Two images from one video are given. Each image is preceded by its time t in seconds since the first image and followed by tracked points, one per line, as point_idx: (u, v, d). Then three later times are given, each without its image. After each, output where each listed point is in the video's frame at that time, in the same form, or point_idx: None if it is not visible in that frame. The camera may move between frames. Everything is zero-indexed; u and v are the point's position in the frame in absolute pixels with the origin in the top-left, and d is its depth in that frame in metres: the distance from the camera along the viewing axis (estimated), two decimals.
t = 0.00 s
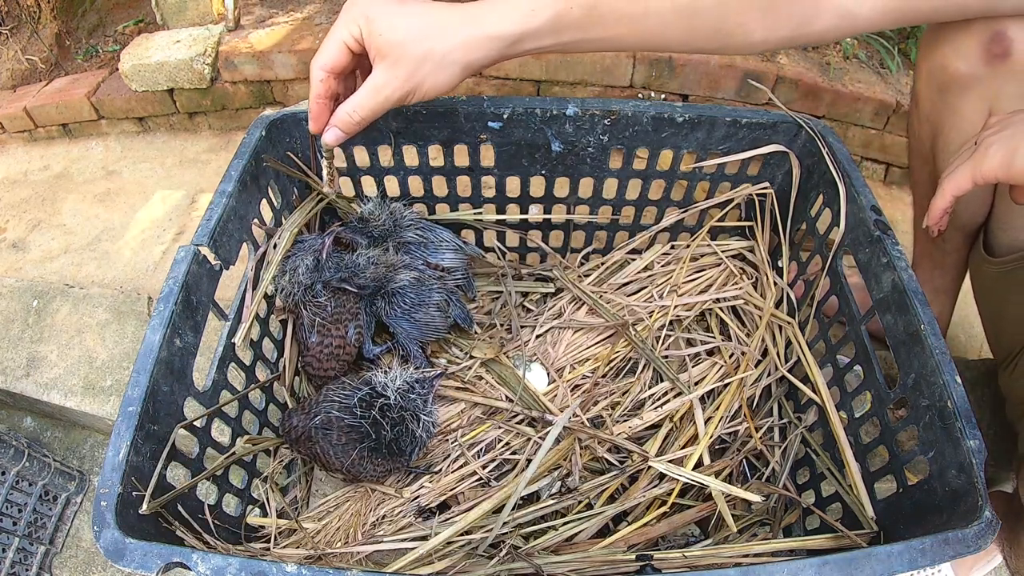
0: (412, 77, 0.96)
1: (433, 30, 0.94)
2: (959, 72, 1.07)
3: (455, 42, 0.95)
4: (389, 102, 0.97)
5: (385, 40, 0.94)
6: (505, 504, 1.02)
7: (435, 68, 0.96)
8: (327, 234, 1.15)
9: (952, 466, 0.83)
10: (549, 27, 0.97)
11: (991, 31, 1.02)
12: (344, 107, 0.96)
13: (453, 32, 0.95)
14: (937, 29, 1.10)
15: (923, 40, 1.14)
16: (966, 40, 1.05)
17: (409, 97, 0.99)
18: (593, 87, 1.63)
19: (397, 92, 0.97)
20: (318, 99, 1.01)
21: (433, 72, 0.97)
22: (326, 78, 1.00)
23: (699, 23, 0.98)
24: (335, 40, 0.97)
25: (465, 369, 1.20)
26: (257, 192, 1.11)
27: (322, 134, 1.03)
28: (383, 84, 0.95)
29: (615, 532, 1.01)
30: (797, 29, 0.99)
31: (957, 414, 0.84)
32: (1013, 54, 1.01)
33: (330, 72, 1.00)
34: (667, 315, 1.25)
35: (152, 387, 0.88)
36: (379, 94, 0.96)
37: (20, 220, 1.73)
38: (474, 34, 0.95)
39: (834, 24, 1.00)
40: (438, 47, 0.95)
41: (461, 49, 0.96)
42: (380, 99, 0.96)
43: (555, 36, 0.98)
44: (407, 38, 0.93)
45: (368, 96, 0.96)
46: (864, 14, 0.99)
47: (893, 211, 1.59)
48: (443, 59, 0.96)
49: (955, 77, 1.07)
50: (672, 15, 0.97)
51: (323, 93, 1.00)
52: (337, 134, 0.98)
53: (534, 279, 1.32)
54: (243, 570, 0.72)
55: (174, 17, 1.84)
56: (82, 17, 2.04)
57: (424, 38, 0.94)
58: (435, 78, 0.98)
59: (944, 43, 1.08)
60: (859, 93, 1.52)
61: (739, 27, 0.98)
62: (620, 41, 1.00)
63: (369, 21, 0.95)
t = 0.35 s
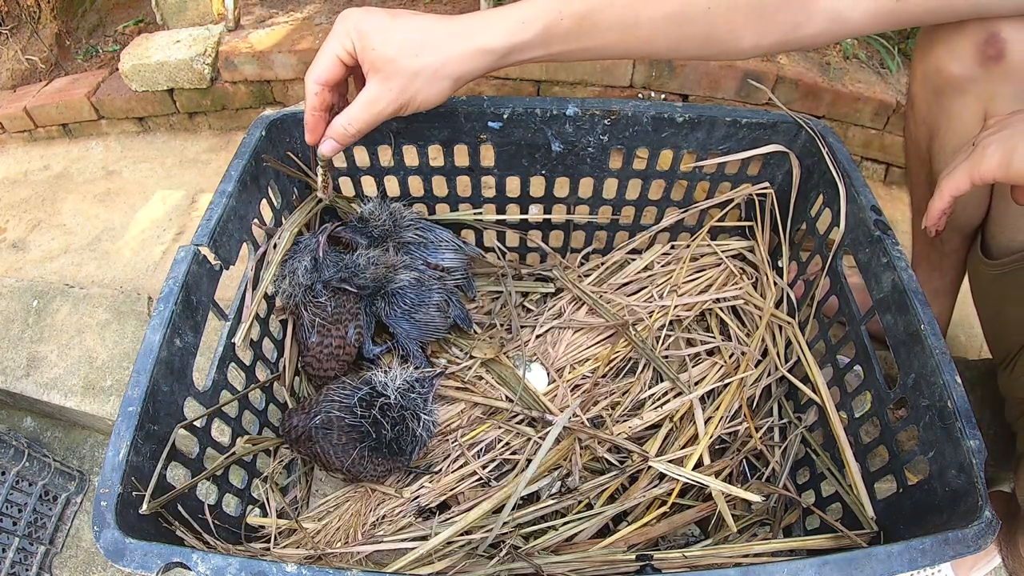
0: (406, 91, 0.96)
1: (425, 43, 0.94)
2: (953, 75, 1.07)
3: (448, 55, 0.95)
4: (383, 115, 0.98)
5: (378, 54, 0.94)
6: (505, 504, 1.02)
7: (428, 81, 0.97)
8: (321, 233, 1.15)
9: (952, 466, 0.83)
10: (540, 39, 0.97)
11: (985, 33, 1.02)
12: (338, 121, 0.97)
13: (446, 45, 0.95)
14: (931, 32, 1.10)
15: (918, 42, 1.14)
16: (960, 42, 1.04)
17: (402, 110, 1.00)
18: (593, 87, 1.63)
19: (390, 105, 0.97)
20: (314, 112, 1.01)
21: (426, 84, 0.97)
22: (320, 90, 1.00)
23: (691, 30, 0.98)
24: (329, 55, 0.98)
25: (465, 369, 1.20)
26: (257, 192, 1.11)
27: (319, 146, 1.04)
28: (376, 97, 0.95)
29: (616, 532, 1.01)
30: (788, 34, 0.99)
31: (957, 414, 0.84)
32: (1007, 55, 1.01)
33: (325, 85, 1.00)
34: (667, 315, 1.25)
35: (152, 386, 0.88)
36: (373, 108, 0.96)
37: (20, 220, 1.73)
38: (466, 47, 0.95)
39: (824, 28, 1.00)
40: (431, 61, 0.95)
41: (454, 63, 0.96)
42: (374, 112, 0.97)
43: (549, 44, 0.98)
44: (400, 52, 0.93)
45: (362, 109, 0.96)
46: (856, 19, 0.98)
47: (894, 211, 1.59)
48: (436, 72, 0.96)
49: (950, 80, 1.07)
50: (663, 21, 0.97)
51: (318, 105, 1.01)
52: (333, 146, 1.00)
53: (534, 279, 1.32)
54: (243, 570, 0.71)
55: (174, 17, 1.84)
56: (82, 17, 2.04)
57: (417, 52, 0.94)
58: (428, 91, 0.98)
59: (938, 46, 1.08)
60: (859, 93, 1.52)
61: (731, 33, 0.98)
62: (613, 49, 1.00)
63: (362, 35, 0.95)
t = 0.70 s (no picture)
0: (401, 92, 0.96)
1: (421, 44, 0.94)
2: (950, 75, 1.07)
3: (445, 57, 0.95)
4: (378, 116, 0.98)
5: (374, 55, 0.94)
6: (505, 504, 1.02)
7: (423, 82, 0.97)
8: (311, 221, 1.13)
9: (952, 466, 0.83)
10: (535, 41, 0.97)
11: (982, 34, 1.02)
12: (333, 120, 0.96)
13: (443, 46, 0.95)
14: (927, 32, 1.10)
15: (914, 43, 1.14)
16: (957, 44, 1.05)
17: (398, 111, 0.99)
18: (593, 87, 1.63)
19: (386, 105, 0.97)
20: (309, 111, 1.01)
21: (421, 85, 0.97)
22: (317, 90, 1.00)
23: (686, 32, 0.98)
24: (325, 54, 0.98)
25: (465, 369, 1.20)
26: (257, 192, 1.11)
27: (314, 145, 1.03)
28: (372, 98, 0.95)
29: (616, 532, 1.01)
30: (783, 36, 0.99)
31: (957, 414, 0.84)
32: (1004, 55, 1.01)
33: (321, 85, 1.00)
34: (667, 315, 1.25)
35: (152, 386, 0.88)
36: (368, 108, 0.96)
37: (20, 220, 1.73)
38: (463, 49, 0.96)
39: (820, 29, 1.00)
40: (427, 63, 0.95)
41: (450, 64, 0.96)
42: (370, 113, 0.97)
43: (544, 46, 0.98)
44: (396, 54, 0.93)
45: (357, 110, 0.96)
46: (852, 21, 0.98)
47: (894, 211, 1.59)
48: (432, 74, 0.96)
49: (947, 80, 1.07)
50: (659, 24, 0.97)
51: (314, 104, 1.01)
52: (327, 145, 0.98)
53: (533, 279, 1.32)
54: (243, 570, 0.71)
55: (174, 17, 1.84)
56: (82, 17, 2.04)
57: (414, 53, 0.94)
58: (423, 92, 0.98)
59: (934, 46, 1.08)
60: (859, 93, 1.52)
61: (726, 34, 0.98)
62: (609, 52, 1.00)
63: (359, 36, 0.95)
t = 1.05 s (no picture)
0: (397, 97, 0.96)
1: (416, 50, 0.94)
2: (949, 76, 1.07)
3: (441, 62, 0.95)
4: (374, 121, 0.98)
5: (370, 61, 0.94)
6: (505, 504, 1.02)
7: (419, 88, 0.97)
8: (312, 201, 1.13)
9: (952, 466, 0.83)
10: (531, 46, 0.97)
11: (982, 35, 1.02)
12: (330, 126, 0.97)
13: (439, 52, 0.95)
14: (927, 32, 1.10)
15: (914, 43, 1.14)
16: (957, 45, 1.05)
17: (395, 116, 1.00)
18: (593, 87, 1.63)
19: (382, 111, 0.97)
20: (305, 116, 1.01)
21: (418, 90, 0.97)
22: (314, 95, 1.00)
23: (683, 36, 0.98)
24: (321, 60, 0.98)
25: (465, 370, 1.20)
26: (257, 192, 1.11)
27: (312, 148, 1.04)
28: (368, 104, 0.96)
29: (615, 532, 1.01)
30: (780, 39, 0.99)
31: (957, 414, 0.84)
32: (1004, 56, 1.01)
33: (318, 90, 1.00)
34: (667, 315, 1.25)
35: (152, 387, 0.88)
36: (365, 113, 0.96)
37: (20, 220, 1.73)
38: (458, 54, 0.95)
39: (817, 31, 0.99)
40: (422, 68, 0.95)
41: (445, 70, 0.96)
42: (366, 118, 0.97)
43: (540, 51, 0.98)
44: (391, 59, 0.94)
45: (353, 116, 0.96)
46: (849, 23, 0.98)
47: (894, 211, 1.59)
48: (428, 79, 0.96)
49: (947, 80, 1.07)
50: (657, 27, 0.96)
51: (311, 109, 1.01)
52: (324, 151, 1.00)
53: (533, 279, 1.32)
54: (242, 570, 0.71)
55: (174, 17, 1.84)
56: (82, 17, 2.04)
57: (408, 59, 0.94)
58: (420, 98, 0.99)
59: (934, 47, 1.08)
60: (859, 93, 1.52)
61: (722, 38, 0.98)
62: (608, 54, 1.00)
63: (355, 41, 0.95)
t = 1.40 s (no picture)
0: (402, 101, 0.97)
1: (420, 54, 0.94)
2: (949, 75, 1.07)
3: (445, 65, 0.96)
4: (381, 126, 0.98)
5: (374, 67, 0.94)
6: (505, 504, 1.02)
7: (424, 92, 0.97)
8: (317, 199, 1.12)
9: (952, 466, 0.83)
10: (533, 48, 0.98)
11: (982, 35, 1.02)
12: (336, 132, 0.96)
13: (442, 55, 0.95)
14: (927, 31, 1.10)
15: (914, 42, 1.14)
16: (957, 44, 1.04)
17: (400, 121, 1.00)
18: (593, 87, 1.63)
19: (388, 116, 0.97)
20: (311, 123, 1.02)
21: (423, 93, 0.97)
22: (318, 103, 1.00)
23: (683, 36, 0.98)
24: (326, 67, 0.98)
25: (465, 370, 1.21)
26: (257, 192, 1.11)
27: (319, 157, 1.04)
28: (374, 109, 0.96)
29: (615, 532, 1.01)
30: (779, 40, 0.99)
31: (957, 414, 0.84)
32: (1004, 55, 1.00)
33: (323, 98, 1.01)
34: (667, 315, 1.25)
35: (152, 386, 0.88)
36: (371, 119, 0.96)
37: (20, 220, 1.73)
38: (461, 57, 0.96)
39: (816, 33, 0.99)
40: (427, 72, 0.95)
41: (450, 73, 0.96)
42: (372, 123, 0.97)
43: (542, 52, 0.99)
44: (395, 64, 0.94)
45: (359, 121, 0.96)
46: (849, 25, 0.98)
47: (893, 211, 1.59)
48: (432, 83, 0.96)
49: (946, 80, 1.07)
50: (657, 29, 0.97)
51: (316, 117, 1.01)
52: (333, 156, 0.99)
53: (533, 280, 1.32)
54: (243, 570, 0.71)
55: (174, 17, 1.84)
56: (82, 17, 2.04)
57: (412, 63, 0.94)
58: (425, 102, 0.99)
59: (934, 46, 1.08)
60: (859, 93, 1.52)
61: (722, 40, 0.98)
62: (609, 55, 1.00)
63: (357, 48, 0.95)
